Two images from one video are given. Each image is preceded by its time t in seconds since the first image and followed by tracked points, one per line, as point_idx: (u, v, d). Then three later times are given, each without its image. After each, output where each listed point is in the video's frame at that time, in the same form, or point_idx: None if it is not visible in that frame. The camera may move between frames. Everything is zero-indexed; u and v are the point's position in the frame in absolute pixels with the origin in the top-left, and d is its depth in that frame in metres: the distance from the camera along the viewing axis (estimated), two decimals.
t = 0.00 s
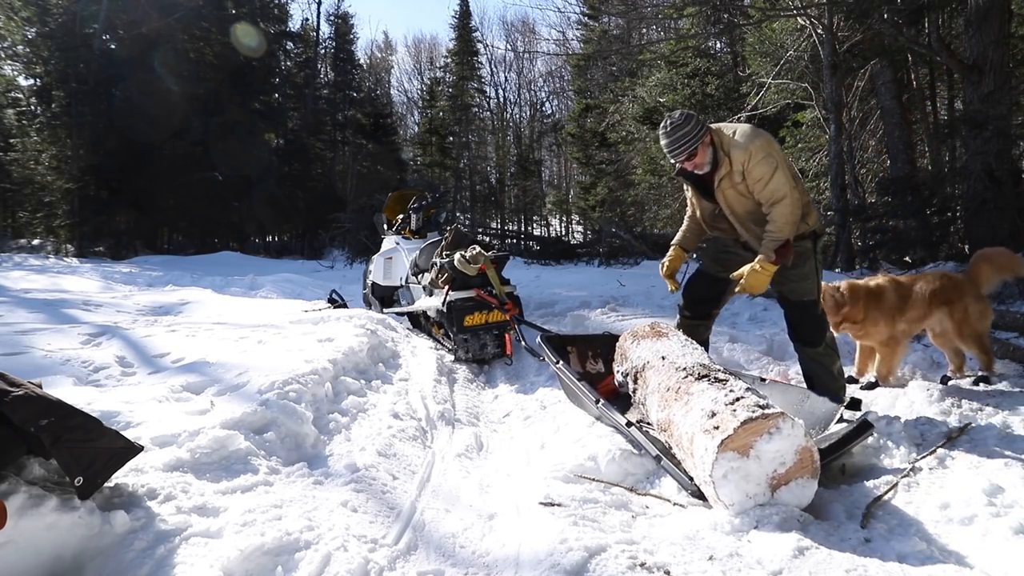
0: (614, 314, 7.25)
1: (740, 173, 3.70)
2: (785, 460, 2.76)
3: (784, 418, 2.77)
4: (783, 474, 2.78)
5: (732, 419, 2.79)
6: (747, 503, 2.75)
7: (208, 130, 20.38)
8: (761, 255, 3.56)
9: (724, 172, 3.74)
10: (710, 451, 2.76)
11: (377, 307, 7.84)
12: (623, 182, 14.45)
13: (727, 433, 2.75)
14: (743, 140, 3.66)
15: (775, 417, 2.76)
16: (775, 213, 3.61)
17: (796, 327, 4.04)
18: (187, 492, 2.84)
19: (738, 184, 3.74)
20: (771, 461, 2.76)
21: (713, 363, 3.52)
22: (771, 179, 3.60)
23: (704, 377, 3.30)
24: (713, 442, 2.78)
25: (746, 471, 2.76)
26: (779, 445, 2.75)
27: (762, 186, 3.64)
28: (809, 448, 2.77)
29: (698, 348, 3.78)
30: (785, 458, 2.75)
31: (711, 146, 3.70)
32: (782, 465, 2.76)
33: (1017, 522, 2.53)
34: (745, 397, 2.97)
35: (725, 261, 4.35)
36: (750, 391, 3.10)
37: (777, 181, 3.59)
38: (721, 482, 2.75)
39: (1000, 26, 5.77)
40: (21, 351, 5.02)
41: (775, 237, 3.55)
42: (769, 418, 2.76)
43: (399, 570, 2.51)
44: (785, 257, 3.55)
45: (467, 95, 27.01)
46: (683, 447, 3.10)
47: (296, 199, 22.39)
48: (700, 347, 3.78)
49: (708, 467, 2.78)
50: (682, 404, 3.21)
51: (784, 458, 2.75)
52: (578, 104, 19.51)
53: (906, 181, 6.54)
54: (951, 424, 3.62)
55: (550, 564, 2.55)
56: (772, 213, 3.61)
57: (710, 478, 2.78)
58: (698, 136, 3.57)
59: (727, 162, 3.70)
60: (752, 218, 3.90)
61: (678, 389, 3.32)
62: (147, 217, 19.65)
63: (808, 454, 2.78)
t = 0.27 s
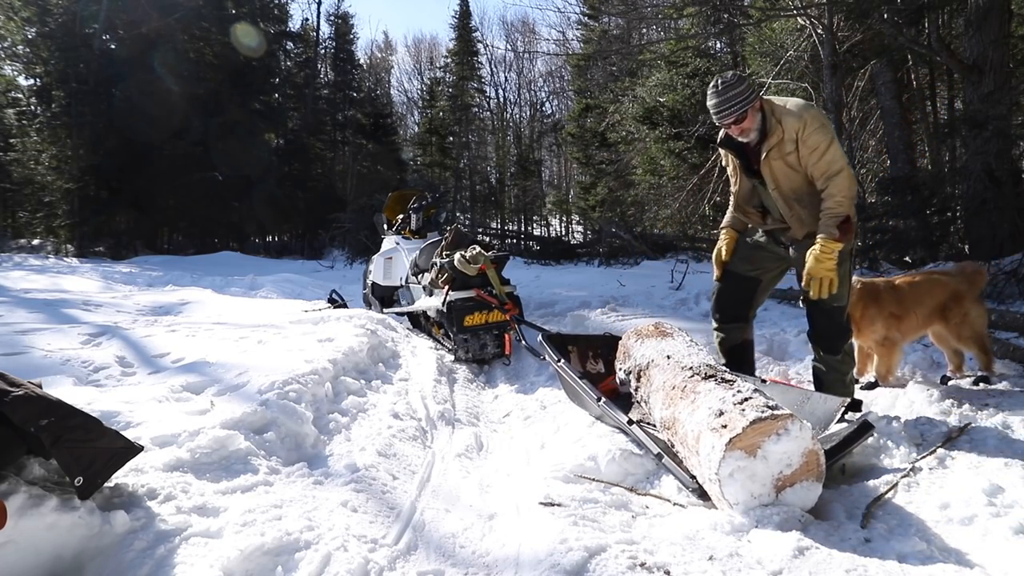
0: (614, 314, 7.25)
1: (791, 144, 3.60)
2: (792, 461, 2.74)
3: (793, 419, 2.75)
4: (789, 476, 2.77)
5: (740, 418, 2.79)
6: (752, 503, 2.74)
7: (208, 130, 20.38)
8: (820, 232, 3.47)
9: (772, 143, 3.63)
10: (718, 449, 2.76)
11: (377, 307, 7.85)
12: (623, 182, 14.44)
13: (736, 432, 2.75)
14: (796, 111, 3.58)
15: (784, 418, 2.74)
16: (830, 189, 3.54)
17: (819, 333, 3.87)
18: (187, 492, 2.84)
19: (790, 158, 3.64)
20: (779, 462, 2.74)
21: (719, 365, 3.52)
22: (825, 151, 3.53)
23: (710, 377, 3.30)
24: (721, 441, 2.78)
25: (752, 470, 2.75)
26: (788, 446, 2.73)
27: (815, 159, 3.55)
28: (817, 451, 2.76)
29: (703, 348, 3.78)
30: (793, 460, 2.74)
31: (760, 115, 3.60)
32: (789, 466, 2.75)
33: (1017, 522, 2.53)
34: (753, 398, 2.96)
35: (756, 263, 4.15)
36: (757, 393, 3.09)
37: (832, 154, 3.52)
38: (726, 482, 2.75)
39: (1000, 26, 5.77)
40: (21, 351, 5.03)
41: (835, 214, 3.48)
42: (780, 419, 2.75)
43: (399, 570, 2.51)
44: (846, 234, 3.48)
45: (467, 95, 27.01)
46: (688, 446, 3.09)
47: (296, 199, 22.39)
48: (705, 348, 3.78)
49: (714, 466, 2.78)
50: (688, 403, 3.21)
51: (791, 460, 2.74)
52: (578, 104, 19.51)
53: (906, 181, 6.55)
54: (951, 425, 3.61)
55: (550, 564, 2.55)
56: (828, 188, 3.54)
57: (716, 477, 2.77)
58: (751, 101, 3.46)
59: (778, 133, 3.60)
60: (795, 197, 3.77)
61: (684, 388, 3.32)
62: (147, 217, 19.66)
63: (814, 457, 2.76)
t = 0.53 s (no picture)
0: (614, 314, 7.26)
1: (796, 127, 3.50)
2: (792, 461, 2.74)
3: (792, 420, 2.75)
4: (789, 476, 2.77)
5: (740, 418, 2.78)
6: (752, 504, 2.74)
7: (208, 130, 20.38)
8: (845, 211, 3.29)
9: (776, 127, 3.54)
10: (718, 449, 2.76)
11: (377, 307, 7.84)
12: (623, 182, 14.44)
13: (736, 431, 2.74)
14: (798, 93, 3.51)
15: (783, 418, 2.74)
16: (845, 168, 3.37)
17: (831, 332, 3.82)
18: (187, 492, 2.84)
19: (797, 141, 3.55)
20: (778, 462, 2.74)
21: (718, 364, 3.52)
22: (834, 130, 3.40)
23: (710, 378, 3.29)
24: (721, 442, 2.77)
25: (752, 470, 2.75)
26: (787, 448, 2.73)
27: (824, 139, 3.42)
28: (816, 452, 2.76)
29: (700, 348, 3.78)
30: (792, 460, 2.74)
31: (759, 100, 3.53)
32: (788, 465, 2.75)
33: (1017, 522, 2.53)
34: (752, 399, 2.95)
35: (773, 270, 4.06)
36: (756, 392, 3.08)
37: (841, 132, 3.38)
38: (727, 482, 2.75)
39: (1000, 26, 5.77)
40: (22, 351, 5.03)
41: (858, 191, 3.30)
42: (780, 419, 2.74)
43: (399, 570, 2.51)
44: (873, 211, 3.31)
45: (467, 95, 27.02)
46: (688, 445, 3.09)
47: (296, 199, 22.39)
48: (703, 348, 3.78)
49: (714, 466, 2.78)
50: (687, 403, 3.21)
51: (791, 460, 2.74)
52: (578, 104, 19.51)
53: (906, 180, 6.55)
54: (951, 425, 3.61)
55: (550, 564, 2.55)
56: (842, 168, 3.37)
57: (716, 478, 2.77)
58: (747, 86, 3.41)
59: (784, 116, 3.50)
60: (801, 183, 3.68)
61: (683, 389, 3.32)
62: (147, 217, 19.66)
63: (814, 456, 2.76)
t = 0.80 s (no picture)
0: (614, 314, 7.26)
1: (795, 124, 3.48)
2: (792, 461, 2.74)
3: (792, 419, 2.75)
4: (789, 476, 2.77)
5: (740, 418, 2.78)
6: (752, 504, 2.75)
7: (208, 130, 20.37)
8: (853, 202, 3.24)
9: (775, 125, 3.51)
10: (718, 450, 2.76)
11: (377, 307, 7.85)
12: (623, 182, 14.44)
13: (736, 432, 2.74)
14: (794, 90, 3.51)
15: (783, 418, 2.74)
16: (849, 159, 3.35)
17: (821, 320, 3.51)
18: (187, 492, 2.84)
19: (797, 138, 3.52)
20: (778, 462, 2.74)
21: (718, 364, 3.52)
22: (835, 122, 3.39)
23: (710, 378, 3.29)
24: (721, 442, 2.77)
25: (751, 470, 2.75)
26: (787, 448, 2.73)
27: (825, 132, 3.40)
28: (817, 452, 2.76)
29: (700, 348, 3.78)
30: (793, 459, 2.74)
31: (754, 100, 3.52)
32: (789, 465, 2.74)
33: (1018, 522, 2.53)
34: (752, 399, 2.95)
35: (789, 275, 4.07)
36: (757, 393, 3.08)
37: (841, 124, 3.38)
38: (727, 482, 2.75)
39: (1000, 26, 5.77)
40: (22, 351, 5.03)
41: (863, 181, 3.28)
42: (780, 419, 2.74)
43: (399, 570, 2.51)
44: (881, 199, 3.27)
45: (467, 95, 27.03)
46: (688, 446, 3.09)
47: (296, 199, 22.39)
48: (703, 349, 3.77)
49: (714, 466, 2.78)
50: (687, 403, 3.21)
51: (791, 460, 2.74)
52: (578, 104, 19.51)
53: (906, 180, 6.55)
54: (951, 425, 3.61)
55: (550, 564, 2.55)
56: (847, 159, 3.35)
57: (716, 477, 2.77)
58: (741, 88, 3.39)
59: (783, 114, 3.48)
60: (807, 180, 3.68)
61: (683, 389, 3.32)
62: (147, 217, 19.66)
63: (814, 456, 2.76)
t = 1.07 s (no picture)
0: (614, 314, 7.26)
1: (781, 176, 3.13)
2: (792, 461, 2.74)
3: (791, 419, 2.75)
4: (789, 476, 2.77)
5: (739, 418, 2.78)
6: (752, 504, 2.75)
7: (208, 130, 20.36)
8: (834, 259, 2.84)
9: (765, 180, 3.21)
10: (718, 450, 2.75)
11: (377, 307, 7.85)
12: (623, 182, 14.44)
13: (736, 432, 2.74)
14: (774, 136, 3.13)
15: (783, 418, 2.74)
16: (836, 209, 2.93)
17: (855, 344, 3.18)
18: (187, 492, 2.84)
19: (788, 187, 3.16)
20: (778, 463, 2.74)
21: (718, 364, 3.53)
22: (817, 170, 2.98)
23: (710, 378, 3.30)
24: (721, 442, 2.77)
25: (751, 470, 2.75)
26: (787, 448, 2.73)
27: (808, 183, 3.03)
28: (816, 452, 2.76)
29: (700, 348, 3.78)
30: (793, 459, 2.74)
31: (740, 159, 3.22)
32: (788, 465, 2.75)
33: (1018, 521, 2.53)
34: (752, 399, 2.95)
35: (817, 290, 3.90)
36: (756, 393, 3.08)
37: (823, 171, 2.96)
38: (726, 482, 2.75)
39: (1000, 26, 5.77)
40: (22, 351, 5.02)
41: (847, 232, 2.85)
42: (780, 419, 2.74)
43: (399, 570, 2.51)
44: (868, 253, 2.80)
45: (467, 95, 27.03)
46: (688, 445, 3.09)
47: (296, 199, 22.39)
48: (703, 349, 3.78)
49: (714, 467, 2.77)
50: (687, 403, 3.21)
51: (791, 460, 2.74)
52: (578, 104, 19.51)
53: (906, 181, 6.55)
54: (951, 426, 3.61)
55: (550, 564, 2.55)
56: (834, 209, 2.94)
57: (716, 477, 2.77)
58: (729, 148, 3.09)
59: (770, 167, 3.14)
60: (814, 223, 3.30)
61: (683, 389, 3.32)
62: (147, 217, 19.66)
63: (814, 456, 2.77)
